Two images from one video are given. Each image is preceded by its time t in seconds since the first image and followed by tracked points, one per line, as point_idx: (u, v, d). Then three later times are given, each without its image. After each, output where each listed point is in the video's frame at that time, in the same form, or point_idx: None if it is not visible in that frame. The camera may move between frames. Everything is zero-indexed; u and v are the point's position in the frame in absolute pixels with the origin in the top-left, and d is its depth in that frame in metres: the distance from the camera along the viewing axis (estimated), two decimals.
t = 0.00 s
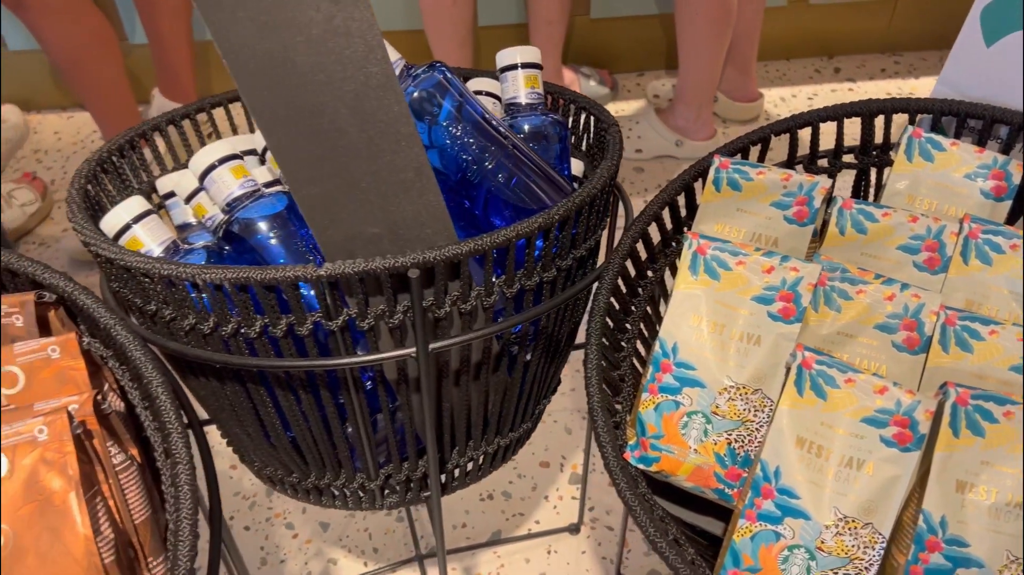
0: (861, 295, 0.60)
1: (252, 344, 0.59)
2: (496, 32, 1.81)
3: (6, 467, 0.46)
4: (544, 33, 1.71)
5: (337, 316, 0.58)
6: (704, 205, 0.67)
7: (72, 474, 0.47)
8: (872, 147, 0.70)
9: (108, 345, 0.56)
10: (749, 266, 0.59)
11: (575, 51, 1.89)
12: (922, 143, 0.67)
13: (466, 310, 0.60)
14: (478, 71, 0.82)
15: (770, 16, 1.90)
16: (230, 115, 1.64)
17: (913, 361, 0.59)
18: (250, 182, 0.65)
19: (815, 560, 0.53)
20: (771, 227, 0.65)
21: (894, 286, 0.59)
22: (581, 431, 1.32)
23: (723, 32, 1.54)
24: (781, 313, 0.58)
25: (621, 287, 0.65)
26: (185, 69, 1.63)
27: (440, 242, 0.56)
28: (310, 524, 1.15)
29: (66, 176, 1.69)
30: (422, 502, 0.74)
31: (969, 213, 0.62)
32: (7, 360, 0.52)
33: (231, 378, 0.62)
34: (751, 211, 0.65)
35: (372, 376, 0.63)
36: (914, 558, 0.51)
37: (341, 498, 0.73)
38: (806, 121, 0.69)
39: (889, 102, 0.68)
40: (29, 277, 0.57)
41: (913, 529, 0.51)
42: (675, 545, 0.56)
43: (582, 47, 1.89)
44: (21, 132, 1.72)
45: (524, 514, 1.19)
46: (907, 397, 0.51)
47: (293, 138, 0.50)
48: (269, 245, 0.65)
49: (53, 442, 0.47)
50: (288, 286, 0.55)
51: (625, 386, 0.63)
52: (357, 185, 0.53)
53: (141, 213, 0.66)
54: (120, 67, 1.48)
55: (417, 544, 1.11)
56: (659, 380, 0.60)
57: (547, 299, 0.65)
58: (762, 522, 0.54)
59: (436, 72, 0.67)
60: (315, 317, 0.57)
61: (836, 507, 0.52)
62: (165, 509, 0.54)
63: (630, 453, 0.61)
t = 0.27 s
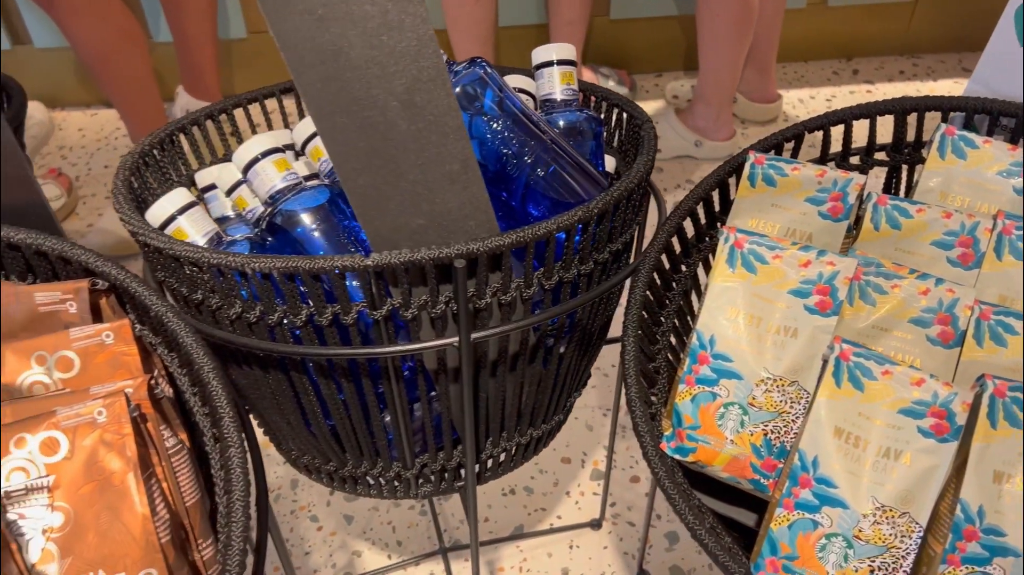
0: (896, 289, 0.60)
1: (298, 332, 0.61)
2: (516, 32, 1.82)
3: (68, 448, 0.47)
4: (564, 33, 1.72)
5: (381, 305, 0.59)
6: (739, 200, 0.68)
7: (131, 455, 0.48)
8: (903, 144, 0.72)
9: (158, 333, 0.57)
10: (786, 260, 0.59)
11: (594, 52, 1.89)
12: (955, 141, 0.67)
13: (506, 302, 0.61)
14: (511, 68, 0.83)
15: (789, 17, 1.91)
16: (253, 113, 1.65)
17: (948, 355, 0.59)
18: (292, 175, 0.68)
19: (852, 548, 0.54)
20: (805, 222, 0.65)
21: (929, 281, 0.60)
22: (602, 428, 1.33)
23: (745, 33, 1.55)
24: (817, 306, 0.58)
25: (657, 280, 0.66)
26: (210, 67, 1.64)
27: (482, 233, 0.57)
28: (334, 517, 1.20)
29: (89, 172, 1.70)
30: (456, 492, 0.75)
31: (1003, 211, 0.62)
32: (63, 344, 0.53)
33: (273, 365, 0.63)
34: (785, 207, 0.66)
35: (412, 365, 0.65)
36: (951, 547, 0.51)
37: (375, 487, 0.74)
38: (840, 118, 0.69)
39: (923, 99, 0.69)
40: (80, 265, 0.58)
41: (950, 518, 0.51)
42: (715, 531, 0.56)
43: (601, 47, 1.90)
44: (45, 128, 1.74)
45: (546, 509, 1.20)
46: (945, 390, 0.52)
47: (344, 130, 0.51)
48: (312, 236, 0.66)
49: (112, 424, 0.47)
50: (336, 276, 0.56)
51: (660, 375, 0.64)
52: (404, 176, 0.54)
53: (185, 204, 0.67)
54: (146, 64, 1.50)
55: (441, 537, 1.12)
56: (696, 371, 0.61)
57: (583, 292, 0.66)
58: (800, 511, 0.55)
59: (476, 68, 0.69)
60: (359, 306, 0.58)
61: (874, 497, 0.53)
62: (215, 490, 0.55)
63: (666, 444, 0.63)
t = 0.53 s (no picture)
0: (934, 287, 0.60)
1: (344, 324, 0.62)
2: (538, 34, 1.83)
3: (129, 432, 0.49)
4: (587, 35, 1.73)
5: (427, 298, 0.60)
6: (777, 199, 0.69)
7: (190, 440, 0.49)
8: (938, 145, 0.72)
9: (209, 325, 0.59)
10: (825, 257, 0.60)
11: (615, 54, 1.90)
12: (991, 142, 0.67)
13: (548, 297, 0.62)
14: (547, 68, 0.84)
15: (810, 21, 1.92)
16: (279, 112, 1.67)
17: (985, 353, 0.59)
18: (337, 171, 0.68)
19: (892, 541, 0.54)
20: (842, 221, 0.66)
21: (966, 279, 0.60)
22: (625, 427, 1.33)
23: (769, 36, 1.56)
24: (856, 303, 0.59)
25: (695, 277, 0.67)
26: (237, 67, 1.65)
27: (527, 228, 0.59)
28: (360, 512, 1.21)
29: (116, 169, 1.72)
30: (490, 485, 0.77)
31: None
32: (121, 331, 0.55)
33: (317, 356, 0.64)
34: (823, 205, 0.67)
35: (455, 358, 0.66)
36: (991, 541, 0.50)
37: (411, 478, 0.76)
38: (876, 119, 0.70)
39: (957, 101, 0.70)
40: (134, 255, 0.60)
41: (991, 512, 0.50)
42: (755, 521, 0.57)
43: (622, 50, 1.91)
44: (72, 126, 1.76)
45: (569, 507, 1.21)
46: (984, 386, 0.52)
47: (399, 125, 0.53)
48: (354, 231, 0.68)
49: (172, 408, 0.49)
50: (386, 269, 0.58)
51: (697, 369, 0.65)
52: (454, 171, 0.55)
53: (230, 199, 0.69)
54: (177, 66, 1.51)
55: (466, 533, 1.14)
56: (736, 366, 0.62)
57: (622, 287, 0.66)
58: (840, 504, 0.56)
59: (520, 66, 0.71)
60: (406, 299, 0.59)
61: (914, 490, 0.53)
62: (265, 478, 0.56)
63: (705, 438, 0.63)
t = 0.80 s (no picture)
0: (969, 285, 0.57)
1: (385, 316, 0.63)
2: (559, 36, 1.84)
3: (181, 418, 0.50)
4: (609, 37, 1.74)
5: (467, 291, 0.61)
6: (812, 197, 0.69)
7: (241, 426, 0.50)
8: (972, 146, 0.73)
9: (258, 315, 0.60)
10: (862, 255, 0.60)
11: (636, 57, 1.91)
12: None
13: (587, 291, 0.62)
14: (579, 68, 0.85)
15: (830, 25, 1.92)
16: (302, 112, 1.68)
17: None
18: (376, 167, 0.70)
19: (930, 536, 0.55)
20: (878, 220, 0.67)
21: (1003, 277, 0.56)
22: (647, 427, 1.34)
23: (791, 40, 1.57)
24: (894, 301, 0.59)
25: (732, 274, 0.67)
26: (261, 66, 1.67)
27: (567, 223, 0.60)
28: (384, 507, 1.22)
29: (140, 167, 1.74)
30: (522, 479, 0.77)
31: None
32: (170, 320, 0.56)
33: (357, 347, 0.65)
34: (857, 205, 0.68)
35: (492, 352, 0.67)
36: None
37: (445, 470, 0.77)
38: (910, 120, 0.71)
39: (992, 102, 0.70)
40: (181, 247, 0.61)
41: None
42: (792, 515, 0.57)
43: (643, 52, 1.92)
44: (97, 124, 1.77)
45: (591, 505, 1.21)
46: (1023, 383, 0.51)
47: (446, 120, 0.54)
48: (394, 225, 0.69)
49: (223, 396, 0.50)
50: (428, 262, 0.59)
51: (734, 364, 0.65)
52: (498, 166, 0.56)
53: (272, 193, 0.70)
54: (204, 66, 1.53)
55: (489, 530, 1.14)
56: (772, 363, 0.63)
57: (658, 284, 0.66)
58: (878, 499, 0.56)
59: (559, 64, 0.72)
60: (447, 292, 0.60)
61: (952, 486, 0.54)
62: (310, 466, 0.57)
63: (741, 434, 0.64)
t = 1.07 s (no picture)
0: (1010, 281, 0.56)
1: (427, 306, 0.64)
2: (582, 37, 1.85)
3: (232, 400, 0.50)
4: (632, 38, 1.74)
5: (507, 282, 0.61)
6: (849, 193, 0.70)
7: (291, 408, 0.50)
8: (1009, 144, 0.73)
9: (302, 303, 0.61)
10: (902, 250, 0.61)
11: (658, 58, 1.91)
12: None
13: (626, 283, 0.62)
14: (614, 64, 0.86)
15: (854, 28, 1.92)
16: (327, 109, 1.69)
17: None
18: (415, 159, 0.70)
19: (971, 529, 0.54)
20: (915, 216, 0.67)
21: None
22: (669, 425, 1.34)
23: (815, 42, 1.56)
24: (934, 295, 0.59)
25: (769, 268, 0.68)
26: (287, 64, 1.68)
27: (610, 214, 0.60)
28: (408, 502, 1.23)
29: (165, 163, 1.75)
30: (554, 471, 0.78)
31: None
32: (218, 305, 0.56)
33: (397, 336, 0.67)
34: (895, 200, 0.68)
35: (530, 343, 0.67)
36: None
37: (478, 461, 0.78)
38: (947, 116, 0.71)
39: None
40: (227, 233, 0.62)
41: None
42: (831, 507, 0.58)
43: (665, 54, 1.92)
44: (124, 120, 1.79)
45: (614, 503, 1.21)
46: None
47: (494, 109, 0.54)
48: (433, 216, 0.70)
49: (273, 378, 0.51)
50: (471, 251, 0.59)
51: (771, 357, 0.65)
52: (543, 156, 0.56)
53: (312, 184, 0.70)
54: (231, 63, 1.54)
55: (513, 525, 1.15)
56: (811, 356, 0.63)
57: (696, 277, 0.66)
58: (918, 491, 0.57)
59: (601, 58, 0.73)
60: (488, 282, 0.61)
61: (993, 478, 0.53)
62: (353, 450, 0.58)
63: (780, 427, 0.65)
